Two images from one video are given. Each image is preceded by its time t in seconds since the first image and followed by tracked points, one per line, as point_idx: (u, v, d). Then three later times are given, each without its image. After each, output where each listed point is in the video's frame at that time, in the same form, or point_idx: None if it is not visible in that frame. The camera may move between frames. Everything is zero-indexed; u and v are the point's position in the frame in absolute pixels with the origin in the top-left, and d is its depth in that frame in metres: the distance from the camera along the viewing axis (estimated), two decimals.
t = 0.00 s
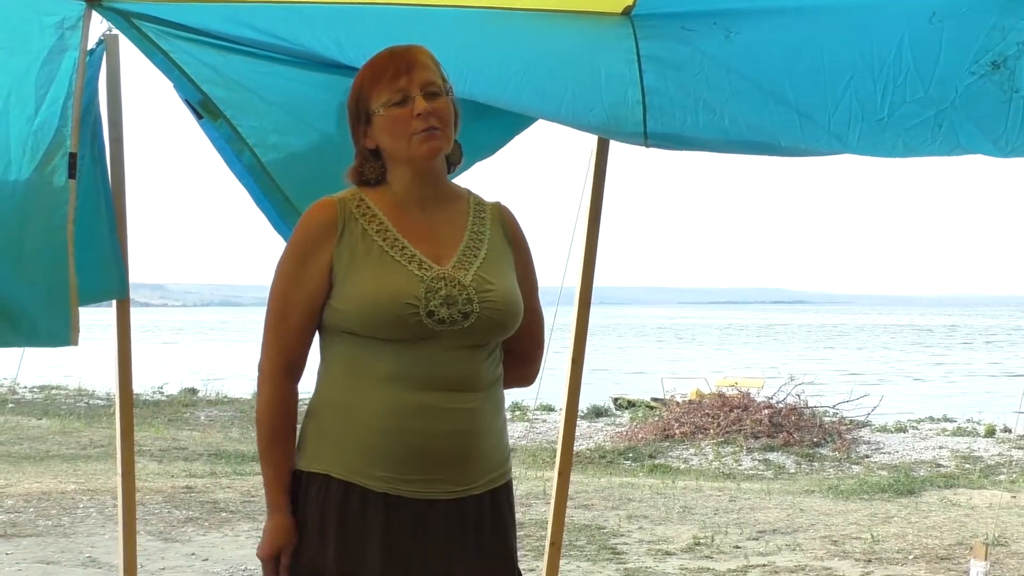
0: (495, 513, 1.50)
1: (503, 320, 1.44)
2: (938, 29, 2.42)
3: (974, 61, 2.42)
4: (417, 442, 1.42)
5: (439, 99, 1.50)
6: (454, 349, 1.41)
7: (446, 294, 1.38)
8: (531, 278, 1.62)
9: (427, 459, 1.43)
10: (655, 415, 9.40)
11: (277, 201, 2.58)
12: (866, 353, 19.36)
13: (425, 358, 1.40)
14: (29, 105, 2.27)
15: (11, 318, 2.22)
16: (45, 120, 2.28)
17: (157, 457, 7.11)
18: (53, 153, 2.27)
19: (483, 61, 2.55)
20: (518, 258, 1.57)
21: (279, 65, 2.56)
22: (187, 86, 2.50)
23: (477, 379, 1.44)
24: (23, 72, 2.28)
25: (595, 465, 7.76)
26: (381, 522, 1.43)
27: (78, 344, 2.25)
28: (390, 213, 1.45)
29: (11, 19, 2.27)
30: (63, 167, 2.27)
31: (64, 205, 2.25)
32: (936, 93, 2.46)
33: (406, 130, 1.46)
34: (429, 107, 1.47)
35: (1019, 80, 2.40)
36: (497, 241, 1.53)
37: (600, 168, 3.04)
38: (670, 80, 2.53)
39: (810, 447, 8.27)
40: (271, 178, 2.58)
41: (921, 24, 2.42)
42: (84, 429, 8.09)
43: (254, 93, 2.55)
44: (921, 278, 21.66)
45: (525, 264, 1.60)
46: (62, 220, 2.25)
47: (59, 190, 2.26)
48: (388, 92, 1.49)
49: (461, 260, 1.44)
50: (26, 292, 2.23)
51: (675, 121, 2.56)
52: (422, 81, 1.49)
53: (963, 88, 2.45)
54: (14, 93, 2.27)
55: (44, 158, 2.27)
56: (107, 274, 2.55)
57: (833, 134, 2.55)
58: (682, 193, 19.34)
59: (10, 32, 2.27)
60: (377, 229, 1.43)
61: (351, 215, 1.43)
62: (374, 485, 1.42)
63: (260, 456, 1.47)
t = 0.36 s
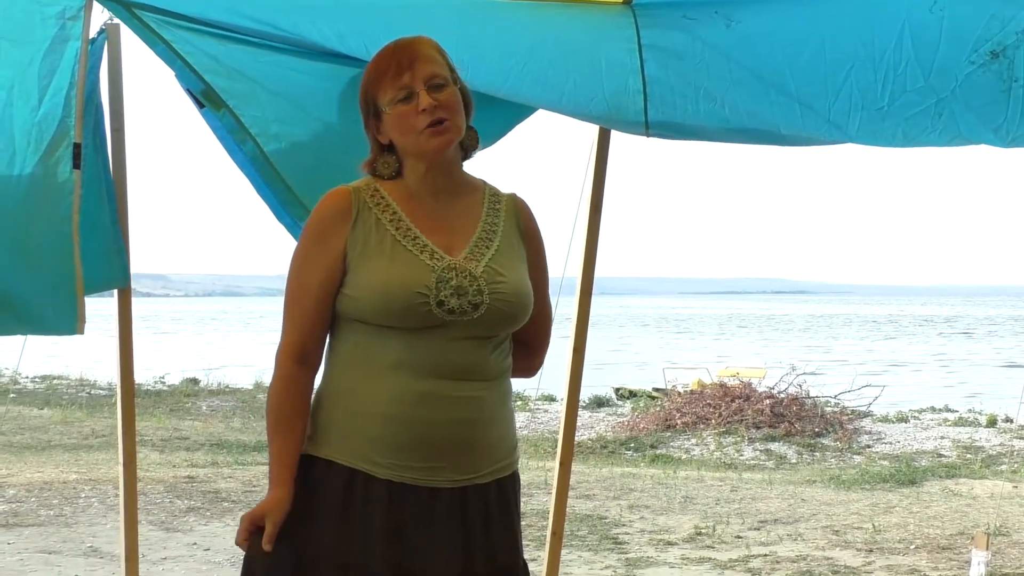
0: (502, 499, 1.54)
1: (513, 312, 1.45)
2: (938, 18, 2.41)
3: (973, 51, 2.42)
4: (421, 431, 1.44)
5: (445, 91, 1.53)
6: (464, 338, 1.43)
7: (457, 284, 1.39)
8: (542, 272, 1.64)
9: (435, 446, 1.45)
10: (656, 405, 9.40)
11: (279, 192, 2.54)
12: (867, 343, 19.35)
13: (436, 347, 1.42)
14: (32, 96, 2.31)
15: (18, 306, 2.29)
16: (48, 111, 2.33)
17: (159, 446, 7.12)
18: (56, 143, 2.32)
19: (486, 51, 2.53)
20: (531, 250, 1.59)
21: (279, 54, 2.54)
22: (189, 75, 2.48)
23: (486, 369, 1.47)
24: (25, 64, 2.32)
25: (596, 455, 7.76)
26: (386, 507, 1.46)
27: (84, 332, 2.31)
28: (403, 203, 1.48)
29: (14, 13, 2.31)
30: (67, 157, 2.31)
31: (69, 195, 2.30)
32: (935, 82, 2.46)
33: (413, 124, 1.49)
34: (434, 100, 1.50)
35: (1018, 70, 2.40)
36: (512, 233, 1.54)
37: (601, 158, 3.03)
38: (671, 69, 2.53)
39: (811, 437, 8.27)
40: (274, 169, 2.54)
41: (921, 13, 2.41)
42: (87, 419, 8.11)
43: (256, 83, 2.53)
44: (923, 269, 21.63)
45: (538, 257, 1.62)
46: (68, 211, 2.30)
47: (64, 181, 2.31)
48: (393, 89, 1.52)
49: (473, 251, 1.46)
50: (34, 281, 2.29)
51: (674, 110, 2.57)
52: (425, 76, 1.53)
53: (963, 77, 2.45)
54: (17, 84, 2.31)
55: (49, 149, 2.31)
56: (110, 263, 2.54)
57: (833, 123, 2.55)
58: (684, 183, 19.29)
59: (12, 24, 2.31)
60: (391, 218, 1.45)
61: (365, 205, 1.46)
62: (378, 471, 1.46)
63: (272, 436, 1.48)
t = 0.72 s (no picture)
0: (507, 494, 1.53)
1: (522, 302, 1.44)
2: (942, 9, 2.38)
3: (977, 41, 2.40)
4: (429, 423, 1.44)
5: (449, 82, 1.53)
6: (474, 329, 1.42)
7: (467, 274, 1.39)
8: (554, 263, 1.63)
9: (443, 438, 1.45)
10: (655, 396, 9.39)
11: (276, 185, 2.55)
12: (866, 334, 19.36)
13: (444, 337, 1.41)
14: (33, 89, 2.30)
15: (22, 297, 2.29)
16: (49, 104, 2.32)
17: (158, 438, 7.12)
18: (58, 135, 2.31)
19: (485, 45, 2.55)
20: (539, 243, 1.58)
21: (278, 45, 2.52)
22: (186, 67, 2.47)
23: (494, 361, 1.45)
24: (24, 56, 2.29)
25: (595, 447, 7.76)
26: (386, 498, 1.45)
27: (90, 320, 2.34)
28: (412, 194, 1.47)
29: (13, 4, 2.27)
30: (70, 149, 2.32)
31: (72, 187, 2.31)
32: (940, 73, 2.45)
33: (417, 117, 1.49)
34: (438, 92, 1.50)
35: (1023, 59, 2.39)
36: (520, 224, 1.53)
37: (600, 148, 3.02)
38: (671, 61, 2.53)
39: (810, 429, 8.28)
40: (272, 162, 2.54)
41: (924, 4, 2.38)
42: (85, 411, 8.11)
43: (254, 75, 2.52)
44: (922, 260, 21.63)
45: (548, 248, 1.61)
46: (70, 202, 2.31)
47: (66, 173, 2.31)
48: (397, 82, 1.52)
49: (482, 242, 1.45)
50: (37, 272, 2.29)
51: (674, 102, 2.59)
52: (429, 67, 1.52)
53: (967, 68, 2.43)
54: (17, 77, 2.29)
55: (50, 141, 2.31)
56: (110, 254, 2.53)
57: (834, 113, 2.56)
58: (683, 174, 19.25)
59: (11, 16, 2.28)
60: (400, 210, 1.44)
61: (374, 196, 1.45)
62: (386, 462, 1.45)
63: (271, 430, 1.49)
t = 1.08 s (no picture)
0: (508, 488, 1.50)
1: (523, 292, 1.41)
2: None
3: (973, 32, 2.39)
4: (428, 415, 1.41)
5: (453, 71, 1.47)
6: (472, 321, 1.39)
7: (465, 265, 1.35)
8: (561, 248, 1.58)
9: (442, 430, 1.42)
10: (652, 388, 9.39)
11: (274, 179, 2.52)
12: (863, 326, 19.37)
13: (443, 329, 1.38)
14: (31, 80, 2.21)
15: (24, 294, 2.20)
16: (48, 95, 2.23)
17: (154, 430, 7.10)
18: (58, 127, 2.22)
19: (481, 38, 2.55)
20: (544, 230, 1.54)
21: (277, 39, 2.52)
22: (183, 59, 2.45)
23: (495, 351, 1.42)
24: (23, 47, 2.21)
25: (591, 438, 7.76)
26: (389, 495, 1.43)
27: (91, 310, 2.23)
28: (412, 184, 1.44)
29: None
30: (69, 141, 2.22)
31: (73, 179, 2.21)
32: (936, 64, 2.44)
33: (419, 105, 1.44)
34: (440, 81, 1.45)
35: (1018, 50, 2.38)
36: (522, 212, 1.49)
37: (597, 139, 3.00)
38: (667, 53, 2.52)
39: (806, 420, 8.28)
40: (269, 156, 2.51)
41: None
42: (81, 403, 8.09)
43: (251, 68, 2.49)
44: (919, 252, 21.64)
45: (556, 234, 1.56)
46: (71, 194, 2.21)
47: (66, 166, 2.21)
48: (400, 70, 1.47)
49: (482, 231, 1.41)
50: (36, 266, 2.19)
51: (671, 95, 2.57)
52: (431, 56, 1.47)
53: (963, 59, 2.42)
54: (16, 67, 2.20)
55: (50, 133, 2.21)
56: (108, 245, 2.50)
57: (832, 106, 2.55)
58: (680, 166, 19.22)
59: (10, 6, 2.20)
60: (399, 201, 1.41)
61: (373, 187, 1.41)
62: (384, 453, 1.43)
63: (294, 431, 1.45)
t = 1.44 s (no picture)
0: (509, 480, 1.51)
1: (528, 293, 1.40)
2: None
3: (966, 24, 2.38)
4: (432, 412, 1.40)
5: (460, 63, 1.46)
6: (477, 321, 1.38)
7: (474, 266, 1.34)
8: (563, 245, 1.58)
9: (446, 427, 1.41)
10: (648, 381, 9.38)
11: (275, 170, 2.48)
12: (859, 319, 19.39)
13: (450, 328, 1.37)
14: (30, 72, 2.20)
15: (23, 282, 2.19)
16: (46, 86, 2.22)
17: (150, 423, 7.09)
18: (57, 118, 2.22)
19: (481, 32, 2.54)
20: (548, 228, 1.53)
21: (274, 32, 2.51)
22: (180, 51, 2.43)
23: (497, 350, 1.42)
24: (21, 39, 2.20)
25: (587, 432, 7.76)
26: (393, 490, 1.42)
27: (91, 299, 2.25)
28: (420, 178, 1.42)
29: None
30: (69, 131, 2.22)
31: (72, 168, 2.21)
32: (929, 56, 2.43)
33: (427, 96, 1.42)
34: (448, 72, 1.43)
35: (1012, 42, 2.36)
36: (527, 210, 1.49)
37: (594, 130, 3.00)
38: (663, 44, 2.51)
39: (802, 413, 8.29)
40: (269, 147, 2.47)
41: None
42: (78, 396, 8.07)
43: (249, 60, 2.48)
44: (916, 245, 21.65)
45: (558, 231, 1.56)
46: (71, 184, 2.21)
47: (66, 157, 2.21)
48: (407, 62, 1.45)
49: (489, 230, 1.40)
50: (35, 256, 2.18)
51: (666, 87, 2.57)
52: (439, 48, 1.45)
53: (957, 50, 2.41)
54: (14, 59, 2.19)
55: (49, 124, 2.21)
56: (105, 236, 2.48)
57: (827, 98, 2.55)
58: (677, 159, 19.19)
59: None
60: (408, 196, 1.39)
61: (383, 182, 1.40)
62: (386, 450, 1.42)
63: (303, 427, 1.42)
